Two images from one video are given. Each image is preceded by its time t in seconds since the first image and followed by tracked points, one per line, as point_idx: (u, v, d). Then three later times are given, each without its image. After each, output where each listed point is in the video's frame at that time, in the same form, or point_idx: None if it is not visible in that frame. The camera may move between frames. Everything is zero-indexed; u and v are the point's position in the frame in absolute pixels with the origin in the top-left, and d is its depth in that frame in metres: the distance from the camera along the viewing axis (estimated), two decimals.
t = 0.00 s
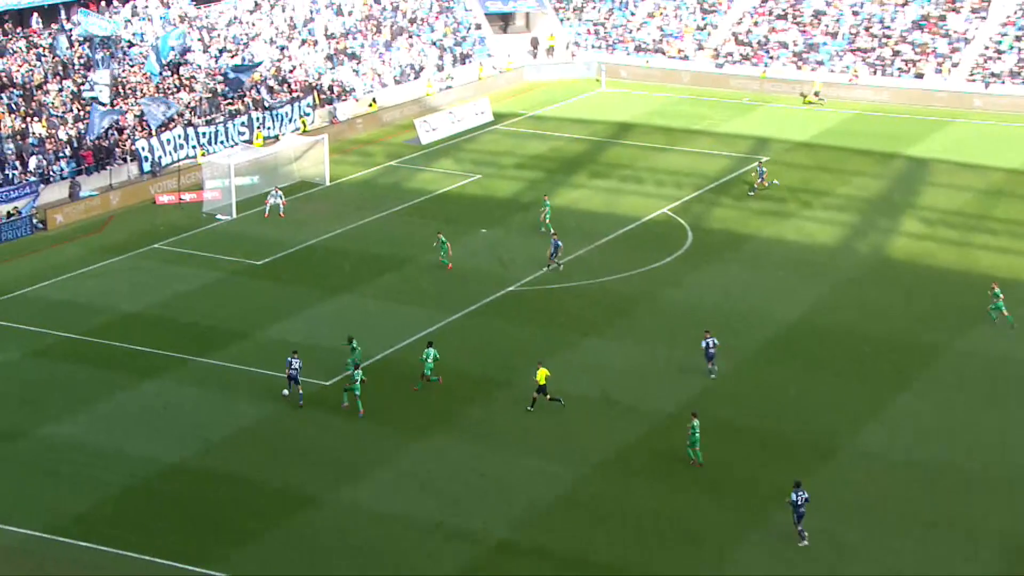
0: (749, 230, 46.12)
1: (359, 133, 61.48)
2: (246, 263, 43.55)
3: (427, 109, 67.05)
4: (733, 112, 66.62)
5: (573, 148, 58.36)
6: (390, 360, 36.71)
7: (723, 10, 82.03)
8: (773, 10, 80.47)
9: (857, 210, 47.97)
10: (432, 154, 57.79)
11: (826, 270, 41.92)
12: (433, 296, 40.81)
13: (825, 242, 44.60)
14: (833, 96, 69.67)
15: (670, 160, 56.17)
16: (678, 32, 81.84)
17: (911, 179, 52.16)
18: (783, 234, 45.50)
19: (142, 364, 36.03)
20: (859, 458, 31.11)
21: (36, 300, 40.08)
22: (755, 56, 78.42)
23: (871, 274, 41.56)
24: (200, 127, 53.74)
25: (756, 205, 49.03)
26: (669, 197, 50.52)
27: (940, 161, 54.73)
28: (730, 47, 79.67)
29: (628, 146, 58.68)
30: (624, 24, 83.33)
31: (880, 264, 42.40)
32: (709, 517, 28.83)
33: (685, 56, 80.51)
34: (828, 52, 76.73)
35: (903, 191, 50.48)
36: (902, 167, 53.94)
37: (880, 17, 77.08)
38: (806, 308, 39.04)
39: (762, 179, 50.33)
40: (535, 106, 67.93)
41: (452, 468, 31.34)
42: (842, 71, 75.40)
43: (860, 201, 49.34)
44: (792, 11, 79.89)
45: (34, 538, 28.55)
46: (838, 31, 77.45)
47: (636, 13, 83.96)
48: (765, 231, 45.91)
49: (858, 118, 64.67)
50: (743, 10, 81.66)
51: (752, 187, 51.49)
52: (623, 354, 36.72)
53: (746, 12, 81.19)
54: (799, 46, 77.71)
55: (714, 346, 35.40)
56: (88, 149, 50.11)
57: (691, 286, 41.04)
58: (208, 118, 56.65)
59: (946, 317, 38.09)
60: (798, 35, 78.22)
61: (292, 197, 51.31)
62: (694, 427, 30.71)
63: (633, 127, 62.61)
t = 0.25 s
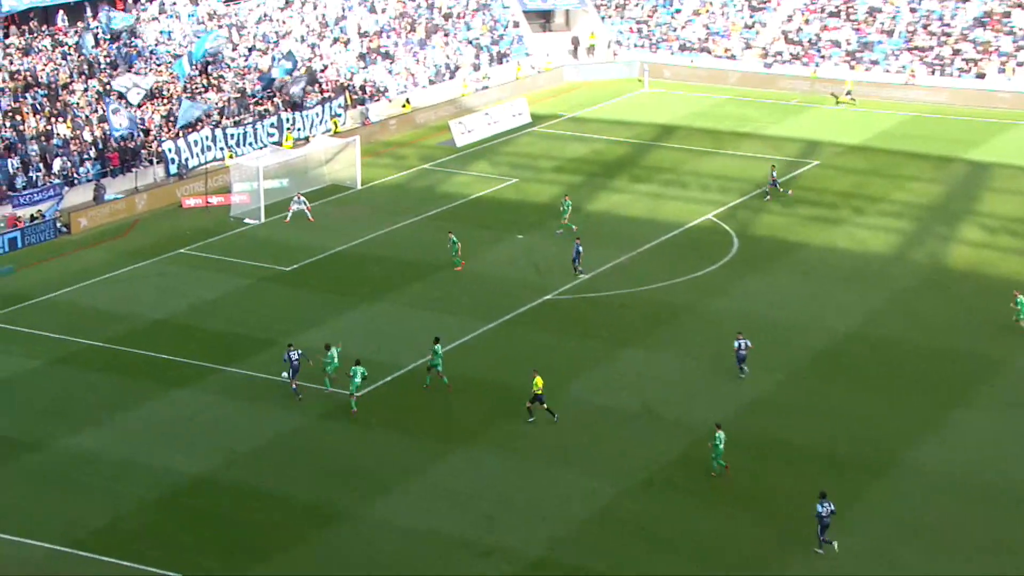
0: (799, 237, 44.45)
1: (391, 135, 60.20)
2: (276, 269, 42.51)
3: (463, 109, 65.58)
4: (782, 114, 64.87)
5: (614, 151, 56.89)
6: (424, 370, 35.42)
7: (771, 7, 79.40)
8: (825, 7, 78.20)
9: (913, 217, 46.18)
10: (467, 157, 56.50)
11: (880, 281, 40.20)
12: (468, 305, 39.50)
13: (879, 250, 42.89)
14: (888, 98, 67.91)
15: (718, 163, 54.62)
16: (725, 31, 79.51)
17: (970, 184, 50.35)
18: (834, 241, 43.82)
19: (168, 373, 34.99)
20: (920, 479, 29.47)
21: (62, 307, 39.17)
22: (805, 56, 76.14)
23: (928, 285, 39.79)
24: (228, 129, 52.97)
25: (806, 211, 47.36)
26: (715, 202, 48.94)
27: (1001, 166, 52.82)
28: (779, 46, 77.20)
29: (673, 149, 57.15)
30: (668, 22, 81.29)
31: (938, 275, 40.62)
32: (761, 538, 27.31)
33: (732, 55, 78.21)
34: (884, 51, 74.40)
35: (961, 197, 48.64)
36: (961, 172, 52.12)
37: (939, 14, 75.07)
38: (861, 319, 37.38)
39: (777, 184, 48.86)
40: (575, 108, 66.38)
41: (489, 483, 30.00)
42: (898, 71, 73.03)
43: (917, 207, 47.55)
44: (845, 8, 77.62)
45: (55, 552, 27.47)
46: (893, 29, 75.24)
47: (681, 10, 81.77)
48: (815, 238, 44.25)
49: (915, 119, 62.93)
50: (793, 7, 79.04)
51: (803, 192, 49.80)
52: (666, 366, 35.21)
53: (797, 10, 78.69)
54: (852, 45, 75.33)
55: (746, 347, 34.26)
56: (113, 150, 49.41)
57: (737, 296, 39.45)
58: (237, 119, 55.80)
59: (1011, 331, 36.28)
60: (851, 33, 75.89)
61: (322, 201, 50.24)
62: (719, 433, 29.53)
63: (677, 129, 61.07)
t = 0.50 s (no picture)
0: (851, 246, 42.84)
1: (423, 137, 58.97)
2: (302, 276, 41.44)
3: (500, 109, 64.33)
4: (829, 117, 63.08)
5: (657, 155, 55.46)
6: (457, 382, 34.13)
7: (822, 6, 77.49)
8: (879, 5, 76.28)
9: (971, 226, 44.47)
10: (502, 161, 55.21)
11: (938, 292, 38.52)
12: (503, 314, 38.19)
13: (936, 260, 41.22)
14: (947, 100, 66.40)
15: (767, 168, 53.06)
16: (774, 30, 77.47)
17: None
18: (888, 251, 42.20)
19: (193, 384, 33.90)
20: (985, 503, 27.85)
21: (85, 315, 38.22)
22: (859, 55, 74.30)
23: (989, 297, 38.08)
24: (256, 131, 52.03)
25: (858, 218, 45.73)
26: (763, 208, 47.39)
27: None
28: (831, 45, 75.35)
29: (719, 153, 55.61)
30: (714, 20, 78.95)
31: (998, 287, 38.89)
32: (816, 564, 25.79)
33: (780, 55, 76.03)
34: (942, 50, 72.64)
35: (1020, 206, 46.86)
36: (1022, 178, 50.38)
37: (1001, 13, 73.33)
38: (918, 333, 35.74)
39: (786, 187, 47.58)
40: (614, 110, 64.81)
41: (526, 500, 28.67)
42: (957, 72, 71.41)
43: (976, 215, 45.84)
44: (901, 6, 75.75)
45: (74, 568, 26.38)
46: (952, 27, 73.56)
47: (728, 7, 79.52)
48: (868, 247, 42.64)
49: (977, 122, 61.37)
50: (845, 4, 77.18)
51: (855, 199, 48.16)
52: (710, 380, 33.70)
53: (849, 8, 76.82)
54: (908, 44, 73.54)
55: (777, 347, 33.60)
56: (137, 152, 48.85)
57: (785, 307, 37.86)
58: (265, 121, 54.74)
59: None
60: (908, 32, 74.04)
61: (351, 206, 49.15)
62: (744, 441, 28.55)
63: (723, 132, 59.54)
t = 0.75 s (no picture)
0: (902, 254, 41.20)
1: (452, 140, 57.77)
2: (325, 284, 40.21)
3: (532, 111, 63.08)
4: (878, 120, 61.27)
5: (696, 159, 53.96)
6: (489, 395, 32.79)
7: (873, 2, 75.77)
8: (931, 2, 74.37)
9: None
10: (535, 164, 53.86)
11: (995, 304, 36.84)
12: (536, 324, 36.81)
13: (992, 270, 39.53)
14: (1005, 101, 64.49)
15: (814, 173, 51.45)
16: (821, 27, 75.44)
17: None
18: (941, 260, 40.56)
19: (214, 396, 32.72)
20: None
21: (102, 324, 37.14)
22: (911, 54, 71.87)
23: None
24: (279, 132, 50.94)
25: (908, 226, 44.06)
26: (809, 215, 45.78)
27: None
28: (882, 44, 73.21)
29: (762, 156, 54.03)
30: (758, 17, 76.99)
31: None
32: None
33: (829, 54, 73.81)
34: (1001, 49, 69.98)
35: None
36: None
37: None
38: (974, 347, 34.08)
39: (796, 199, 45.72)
40: (653, 112, 63.25)
41: (561, 519, 27.23)
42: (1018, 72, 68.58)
43: None
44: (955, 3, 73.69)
45: None
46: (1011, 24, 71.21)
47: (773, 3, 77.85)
48: (920, 255, 41.02)
49: None
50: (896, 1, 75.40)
51: (906, 205, 46.48)
52: (754, 395, 32.16)
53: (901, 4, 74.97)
54: (965, 42, 71.06)
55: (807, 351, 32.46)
56: (158, 155, 47.49)
57: (832, 319, 36.23)
58: (289, 122, 53.39)
59: None
60: (965, 30, 71.64)
61: (376, 211, 47.94)
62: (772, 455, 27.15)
63: (766, 135, 57.93)
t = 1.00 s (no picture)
0: (953, 263, 39.53)
1: (478, 141, 56.41)
2: (345, 292, 38.90)
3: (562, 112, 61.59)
4: (928, 120, 59.71)
5: (733, 161, 52.38)
6: (518, 406, 31.34)
7: None
8: None
9: None
10: (565, 167, 52.42)
11: None
12: (566, 334, 35.37)
13: None
14: None
15: (858, 176, 49.76)
16: (868, 23, 73.96)
17: None
18: (994, 269, 38.88)
19: (229, 408, 31.48)
20: None
21: (114, 332, 35.98)
22: (963, 51, 69.91)
23: None
24: (298, 134, 49.70)
25: (958, 233, 42.37)
26: (853, 221, 44.13)
27: None
28: (932, 40, 71.53)
29: (804, 159, 52.38)
30: (801, 12, 75.49)
31: None
32: None
33: (875, 51, 72.32)
34: None
35: None
36: None
37: None
38: None
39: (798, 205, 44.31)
40: (689, 112, 61.67)
41: (594, 539, 25.71)
42: None
43: None
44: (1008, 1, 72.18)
45: None
46: None
47: None
48: (972, 264, 39.35)
49: None
50: None
51: (957, 211, 44.77)
52: (796, 410, 30.56)
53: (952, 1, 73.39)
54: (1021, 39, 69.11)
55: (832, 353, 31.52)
56: (171, 157, 46.34)
57: (880, 330, 34.61)
58: (308, 123, 52.62)
59: None
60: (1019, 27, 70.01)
61: (397, 215, 46.61)
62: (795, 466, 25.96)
63: (808, 137, 56.24)
